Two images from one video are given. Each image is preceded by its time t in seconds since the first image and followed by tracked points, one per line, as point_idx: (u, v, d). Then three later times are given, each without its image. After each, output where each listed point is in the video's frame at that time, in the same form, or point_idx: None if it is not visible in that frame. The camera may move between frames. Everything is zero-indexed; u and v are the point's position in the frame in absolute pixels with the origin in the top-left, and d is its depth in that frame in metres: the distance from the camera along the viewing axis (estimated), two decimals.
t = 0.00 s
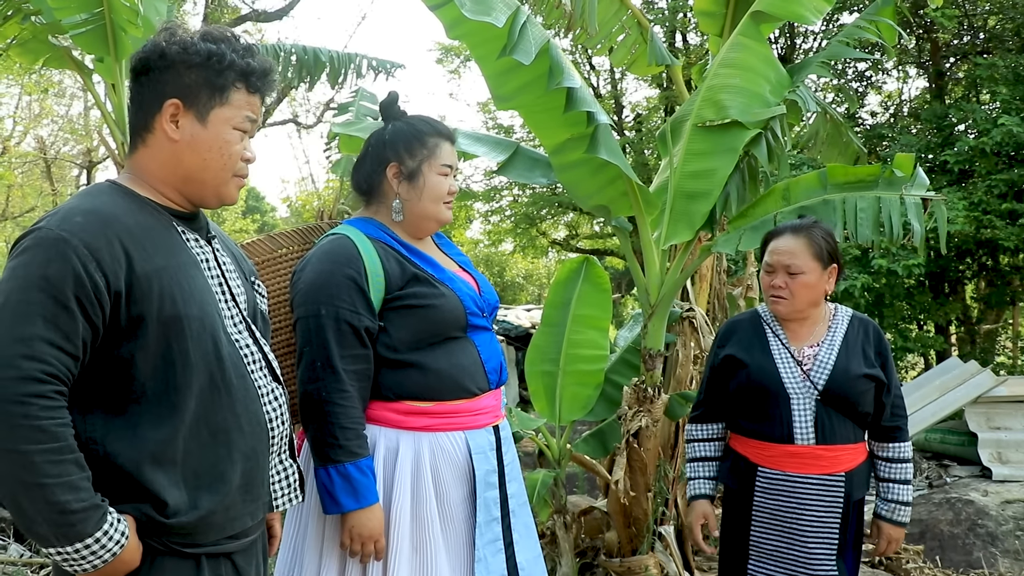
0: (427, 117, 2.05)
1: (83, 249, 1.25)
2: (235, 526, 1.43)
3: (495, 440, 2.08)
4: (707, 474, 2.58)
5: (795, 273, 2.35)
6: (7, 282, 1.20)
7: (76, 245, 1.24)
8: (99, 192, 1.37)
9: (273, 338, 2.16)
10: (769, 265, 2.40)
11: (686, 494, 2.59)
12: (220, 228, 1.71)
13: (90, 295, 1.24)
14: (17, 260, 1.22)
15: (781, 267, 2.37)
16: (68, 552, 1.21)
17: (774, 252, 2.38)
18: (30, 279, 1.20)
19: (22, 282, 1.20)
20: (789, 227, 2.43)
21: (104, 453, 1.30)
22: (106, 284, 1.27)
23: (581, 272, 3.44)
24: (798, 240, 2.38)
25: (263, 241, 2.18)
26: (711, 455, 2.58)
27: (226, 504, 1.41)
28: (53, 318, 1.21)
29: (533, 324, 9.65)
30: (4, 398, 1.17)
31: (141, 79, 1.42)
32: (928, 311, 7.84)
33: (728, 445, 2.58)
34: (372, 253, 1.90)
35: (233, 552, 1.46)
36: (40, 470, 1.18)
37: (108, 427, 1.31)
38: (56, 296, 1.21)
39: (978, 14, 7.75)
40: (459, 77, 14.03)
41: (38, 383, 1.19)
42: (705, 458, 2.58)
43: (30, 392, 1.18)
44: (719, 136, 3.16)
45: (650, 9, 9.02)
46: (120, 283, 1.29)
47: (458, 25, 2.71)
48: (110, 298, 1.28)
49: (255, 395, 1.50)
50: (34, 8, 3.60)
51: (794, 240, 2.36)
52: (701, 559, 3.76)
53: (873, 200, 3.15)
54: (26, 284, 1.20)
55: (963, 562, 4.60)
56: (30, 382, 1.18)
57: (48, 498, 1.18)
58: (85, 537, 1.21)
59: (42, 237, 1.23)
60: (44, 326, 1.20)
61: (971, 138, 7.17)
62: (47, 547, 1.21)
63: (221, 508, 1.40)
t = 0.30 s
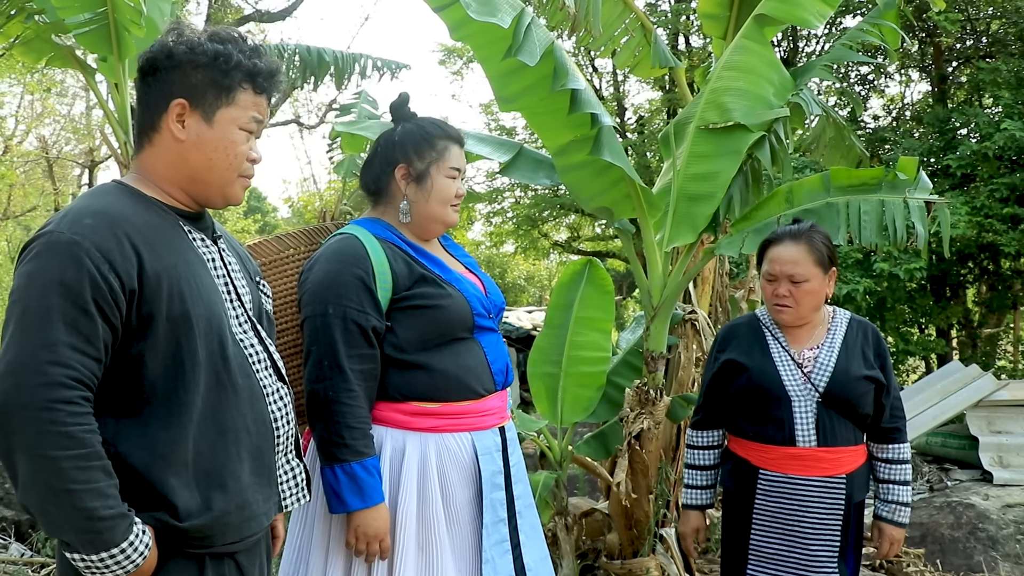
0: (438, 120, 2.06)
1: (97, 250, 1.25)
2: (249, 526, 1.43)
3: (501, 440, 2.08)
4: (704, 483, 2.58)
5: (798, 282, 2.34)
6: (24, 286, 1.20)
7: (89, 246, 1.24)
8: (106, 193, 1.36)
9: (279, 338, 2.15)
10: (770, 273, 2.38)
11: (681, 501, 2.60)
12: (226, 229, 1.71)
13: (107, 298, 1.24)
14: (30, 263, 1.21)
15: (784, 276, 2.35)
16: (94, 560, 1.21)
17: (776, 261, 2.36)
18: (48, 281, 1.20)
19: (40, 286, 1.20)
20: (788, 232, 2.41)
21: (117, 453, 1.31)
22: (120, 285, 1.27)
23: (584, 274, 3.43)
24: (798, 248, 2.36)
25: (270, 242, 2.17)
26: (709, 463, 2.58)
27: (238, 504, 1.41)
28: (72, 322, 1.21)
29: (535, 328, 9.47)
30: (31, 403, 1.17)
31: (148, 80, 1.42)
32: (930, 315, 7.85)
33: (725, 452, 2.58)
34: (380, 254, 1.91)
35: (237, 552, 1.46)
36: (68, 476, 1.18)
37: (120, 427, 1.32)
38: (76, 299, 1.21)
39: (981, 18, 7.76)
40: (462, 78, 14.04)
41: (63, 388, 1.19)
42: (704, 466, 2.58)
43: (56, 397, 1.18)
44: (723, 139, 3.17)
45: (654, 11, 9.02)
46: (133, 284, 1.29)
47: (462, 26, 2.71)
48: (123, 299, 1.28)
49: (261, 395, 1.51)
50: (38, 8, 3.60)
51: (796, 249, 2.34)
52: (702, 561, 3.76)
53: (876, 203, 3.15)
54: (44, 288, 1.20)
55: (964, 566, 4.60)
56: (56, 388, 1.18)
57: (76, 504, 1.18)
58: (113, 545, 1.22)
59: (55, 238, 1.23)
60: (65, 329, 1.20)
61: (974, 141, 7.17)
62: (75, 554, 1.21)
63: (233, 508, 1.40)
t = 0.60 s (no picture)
0: (446, 120, 2.06)
1: (103, 249, 1.24)
2: (252, 525, 1.43)
3: (504, 440, 2.08)
4: (707, 482, 2.57)
5: (801, 283, 2.34)
6: (32, 286, 1.19)
7: (96, 245, 1.24)
8: (109, 191, 1.36)
9: (281, 338, 2.15)
10: (773, 274, 2.38)
11: (685, 502, 2.60)
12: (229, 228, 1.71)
13: (116, 297, 1.24)
14: (37, 263, 1.21)
15: (785, 279, 2.35)
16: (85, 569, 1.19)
17: (777, 264, 2.36)
18: (56, 281, 1.19)
19: (49, 286, 1.19)
20: (790, 234, 2.41)
21: (121, 452, 1.30)
22: (127, 284, 1.27)
23: (585, 275, 3.43)
24: (800, 250, 2.35)
25: (275, 243, 2.17)
26: (711, 463, 2.57)
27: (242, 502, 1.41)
28: (83, 322, 1.20)
29: (535, 327, 9.50)
30: (44, 404, 1.17)
31: (153, 79, 1.42)
32: (930, 317, 7.85)
33: (726, 452, 2.57)
34: (384, 253, 1.91)
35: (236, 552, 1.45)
36: (71, 480, 1.17)
37: (124, 426, 1.32)
38: (86, 298, 1.20)
39: (982, 20, 7.76)
40: (463, 78, 14.04)
41: (76, 390, 1.19)
42: (706, 467, 2.57)
43: (69, 399, 1.18)
44: (724, 140, 3.16)
45: (655, 12, 9.03)
46: (139, 282, 1.29)
47: (464, 25, 2.71)
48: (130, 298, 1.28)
49: (262, 393, 1.50)
50: (40, 6, 3.60)
51: (797, 251, 2.34)
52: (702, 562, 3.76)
53: (877, 205, 3.15)
54: (54, 287, 1.19)
55: (963, 568, 4.59)
56: (68, 389, 1.18)
57: (73, 510, 1.17)
58: (104, 555, 1.20)
59: (62, 237, 1.22)
60: (75, 330, 1.19)
61: (975, 144, 7.17)
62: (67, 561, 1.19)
63: (235, 507, 1.40)
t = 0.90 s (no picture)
0: (450, 120, 2.06)
1: (108, 250, 1.23)
2: (258, 523, 1.44)
3: (505, 440, 2.08)
4: (706, 483, 2.57)
5: (803, 284, 2.33)
6: (41, 289, 1.18)
7: (101, 246, 1.23)
8: (107, 190, 1.35)
9: (282, 335, 2.15)
10: (775, 275, 2.38)
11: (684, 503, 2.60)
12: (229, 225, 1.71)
13: (125, 298, 1.24)
14: (43, 266, 1.19)
15: (787, 279, 2.35)
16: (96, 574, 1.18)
17: (779, 264, 2.35)
18: (66, 284, 1.18)
19: (59, 289, 1.18)
20: (792, 235, 2.41)
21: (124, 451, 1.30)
22: (133, 284, 1.26)
23: (585, 275, 3.43)
24: (802, 251, 2.35)
25: (278, 241, 2.19)
26: (711, 464, 2.57)
27: (241, 500, 1.41)
28: (96, 325, 1.20)
29: (535, 327, 9.52)
30: (63, 408, 1.16)
31: (156, 79, 1.41)
32: (930, 319, 7.85)
33: (726, 453, 2.57)
34: (386, 251, 1.90)
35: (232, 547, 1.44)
36: (89, 483, 1.17)
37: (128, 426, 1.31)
38: (96, 301, 1.20)
39: (984, 22, 7.75)
40: (464, 78, 14.04)
41: (95, 394, 1.18)
42: (705, 467, 2.57)
43: (88, 403, 1.18)
44: (725, 141, 3.16)
45: (656, 13, 9.02)
46: (143, 282, 1.28)
47: (466, 25, 2.71)
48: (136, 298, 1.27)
49: (261, 390, 1.51)
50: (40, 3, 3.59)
51: (800, 252, 2.34)
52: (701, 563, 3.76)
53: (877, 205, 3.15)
54: (63, 290, 1.18)
55: (961, 570, 4.59)
56: (87, 394, 1.18)
57: (92, 512, 1.17)
58: (119, 560, 1.20)
59: (67, 239, 1.21)
60: (90, 334, 1.19)
61: (976, 146, 7.17)
62: (77, 567, 1.18)
63: (236, 503, 1.41)
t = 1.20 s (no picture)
0: (453, 118, 2.06)
1: (109, 249, 1.23)
2: (257, 521, 1.44)
3: (506, 439, 2.07)
4: (706, 483, 2.57)
5: (804, 281, 2.33)
6: (43, 287, 1.18)
7: (102, 245, 1.22)
8: (107, 189, 1.35)
9: (284, 333, 2.15)
10: (776, 272, 2.38)
11: (684, 503, 2.59)
12: (228, 222, 1.71)
13: (128, 296, 1.24)
14: (45, 264, 1.19)
15: (790, 275, 2.34)
16: (123, 566, 1.19)
17: (782, 260, 2.35)
18: (69, 282, 1.18)
19: (62, 287, 1.18)
20: (796, 232, 2.41)
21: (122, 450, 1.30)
22: (135, 282, 1.26)
23: (585, 273, 3.43)
24: (805, 247, 2.36)
25: (280, 239, 2.18)
26: (710, 463, 2.57)
27: (239, 498, 1.41)
28: (100, 323, 1.20)
29: (535, 326, 9.51)
30: (70, 406, 1.16)
31: (154, 76, 1.41)
32: (930, 318, 7.86)
33: (725, 452, 2.57)
34: (387, 248, 1.90)
35: (232, 543, 1.44)
36: (105, 477, 1.18)
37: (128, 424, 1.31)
38: (98, 299, 1.20)
39: (984, 21, 7.75)
40: (464, 76, 14.03)
41: (102, 392, 1.18)
42: (705, 467, 2.57)
43: (96, 400, 1.18)
44: (725, 139, 3.16)
45: (656, 11, 9.01)
46: (144, 280, 1.28)
47: (466, 23, 2.70)
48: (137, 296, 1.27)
49: (258, 389, 1.50)
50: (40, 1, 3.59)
51: (802, 248, 2.34)
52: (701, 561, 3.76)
53: (878, 205, 3.15)
54: (65, 289, 1.17)
55: (960, 569, 4.60)
56: (95, 391, 1.18)
57: (112, 506, 1.18)
58: (143, 550, 1.20)
59: (68, 237, 1.21)
60: (94, 332, 1.19)
61: (976, 144, 7.16)
62: (104, 561, 1.19)
63: (234, 501, 1.40)
